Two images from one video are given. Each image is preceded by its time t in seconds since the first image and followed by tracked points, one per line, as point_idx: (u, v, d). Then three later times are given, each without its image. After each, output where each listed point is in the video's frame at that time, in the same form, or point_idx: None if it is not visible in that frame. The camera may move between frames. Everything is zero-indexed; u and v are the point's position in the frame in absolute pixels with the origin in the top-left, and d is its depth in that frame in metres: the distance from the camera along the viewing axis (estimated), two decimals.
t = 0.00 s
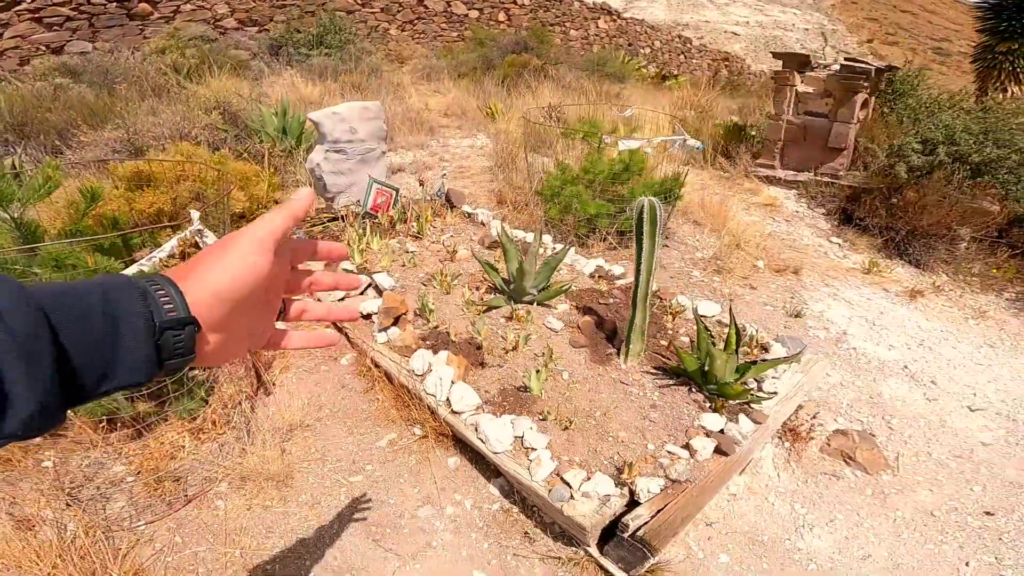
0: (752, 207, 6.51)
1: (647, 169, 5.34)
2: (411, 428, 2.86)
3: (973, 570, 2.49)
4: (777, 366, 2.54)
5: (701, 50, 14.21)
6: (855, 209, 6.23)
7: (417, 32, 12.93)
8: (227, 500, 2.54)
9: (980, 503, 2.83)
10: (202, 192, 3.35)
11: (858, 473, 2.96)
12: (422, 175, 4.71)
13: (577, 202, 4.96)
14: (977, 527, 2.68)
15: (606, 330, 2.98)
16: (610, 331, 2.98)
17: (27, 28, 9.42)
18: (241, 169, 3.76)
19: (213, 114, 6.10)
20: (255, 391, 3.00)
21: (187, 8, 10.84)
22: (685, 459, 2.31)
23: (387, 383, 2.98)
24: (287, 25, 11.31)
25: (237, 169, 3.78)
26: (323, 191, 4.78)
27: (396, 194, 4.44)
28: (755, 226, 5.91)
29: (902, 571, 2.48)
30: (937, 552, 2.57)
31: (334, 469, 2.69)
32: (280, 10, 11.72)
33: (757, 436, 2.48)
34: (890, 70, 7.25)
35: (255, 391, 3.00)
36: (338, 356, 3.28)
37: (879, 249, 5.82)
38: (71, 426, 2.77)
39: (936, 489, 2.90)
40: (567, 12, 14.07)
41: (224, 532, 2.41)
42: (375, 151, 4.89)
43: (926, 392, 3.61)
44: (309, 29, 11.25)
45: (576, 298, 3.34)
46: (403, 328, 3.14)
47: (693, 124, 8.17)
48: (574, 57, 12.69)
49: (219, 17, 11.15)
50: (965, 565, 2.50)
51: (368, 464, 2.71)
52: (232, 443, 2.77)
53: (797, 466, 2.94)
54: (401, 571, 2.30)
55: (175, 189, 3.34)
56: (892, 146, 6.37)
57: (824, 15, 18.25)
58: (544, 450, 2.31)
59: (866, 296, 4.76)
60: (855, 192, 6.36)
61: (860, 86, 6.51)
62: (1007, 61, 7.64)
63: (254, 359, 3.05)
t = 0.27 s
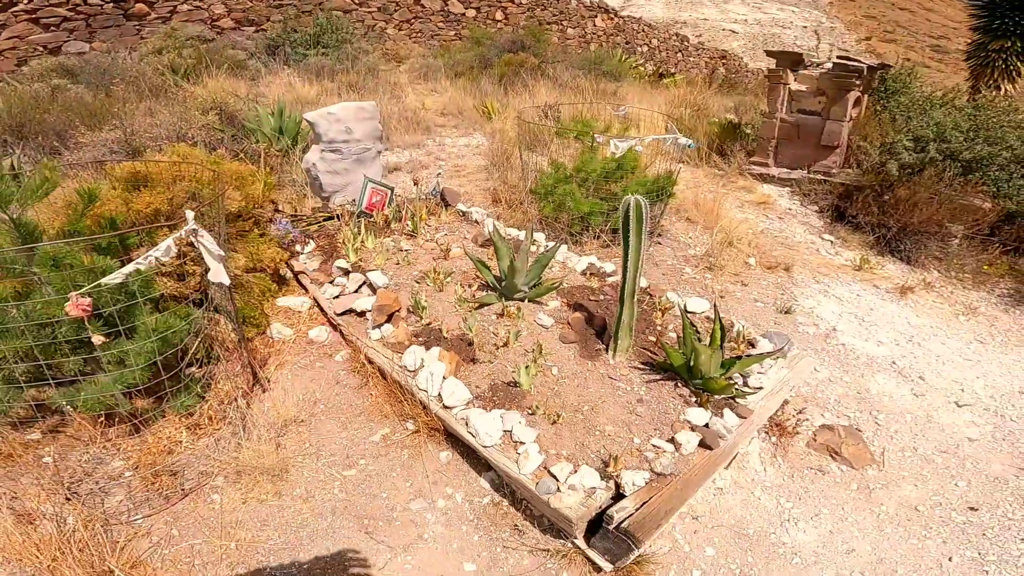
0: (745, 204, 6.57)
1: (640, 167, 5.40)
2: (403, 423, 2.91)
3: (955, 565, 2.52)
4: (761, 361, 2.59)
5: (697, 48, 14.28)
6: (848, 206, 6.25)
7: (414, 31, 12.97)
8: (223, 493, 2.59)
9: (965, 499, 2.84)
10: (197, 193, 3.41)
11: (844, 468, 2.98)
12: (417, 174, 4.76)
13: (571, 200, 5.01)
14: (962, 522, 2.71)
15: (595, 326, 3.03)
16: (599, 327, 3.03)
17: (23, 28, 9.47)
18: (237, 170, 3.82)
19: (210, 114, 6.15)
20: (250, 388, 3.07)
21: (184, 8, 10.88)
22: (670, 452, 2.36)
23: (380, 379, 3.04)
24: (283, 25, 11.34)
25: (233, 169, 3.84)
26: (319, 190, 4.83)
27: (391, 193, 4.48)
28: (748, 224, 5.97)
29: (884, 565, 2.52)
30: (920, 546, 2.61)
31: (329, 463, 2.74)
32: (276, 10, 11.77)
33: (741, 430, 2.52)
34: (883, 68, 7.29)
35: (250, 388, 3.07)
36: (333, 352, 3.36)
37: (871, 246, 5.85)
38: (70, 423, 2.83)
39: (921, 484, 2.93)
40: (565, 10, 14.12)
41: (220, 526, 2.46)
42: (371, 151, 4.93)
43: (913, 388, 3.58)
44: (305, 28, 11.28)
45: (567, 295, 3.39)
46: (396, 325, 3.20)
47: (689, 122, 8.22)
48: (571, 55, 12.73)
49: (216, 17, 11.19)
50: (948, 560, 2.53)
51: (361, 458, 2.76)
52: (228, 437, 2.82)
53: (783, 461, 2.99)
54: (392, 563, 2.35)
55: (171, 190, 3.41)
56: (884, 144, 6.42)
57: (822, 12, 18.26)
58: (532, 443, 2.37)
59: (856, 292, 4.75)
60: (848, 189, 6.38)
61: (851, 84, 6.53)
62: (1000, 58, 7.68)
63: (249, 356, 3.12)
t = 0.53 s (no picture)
0: (744, 202, 6.60)
1: (639, 165, 5.42)
2: (403, 420, 2.94)
3: (950, 561, 2.55)
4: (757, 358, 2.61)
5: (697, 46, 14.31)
6: (846, 204, 6.27)
7: (414, 29, 12.99)
8: (224, 490, 2.62)
9: (961, 495, 2.87)
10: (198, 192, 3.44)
11: (840, 464, 3.01)
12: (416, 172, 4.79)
13: (570, 199, 5.03)
14: (957, 519, 2.74)
15: (593, 323, 3.05)
16: (597, 324, 3.05)
17: (23, 29, 9.48)
18: (237, 169, 3.84)
19: (210, 114, 6.18)
20: (251, 386, 3.10)
21: (183, 8, 10.90)
22: (667, 449, 2.39)
23: (380, 376, 3.07)
24: (283, 24, 11.37)
25: (233, 168, 3.86)
26: (319, 189, 4.86)
27: (390, 191, 4.50)
28: (746, 221, 5.99)
29: (881, 561, 2.54)
30: (916, 543, 2.63)
31: (329, 460, 2.77)
32: (275, 9, 11.78)
33: (737, 426, 2.55)
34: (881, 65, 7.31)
35: (250, 386, 3.10)
36: (333, 350, 3.39)
37: (869, 243, 5.86)
38: (73, 421, 2.85)
39: (918, 480, 2.95)
40: (564, 8, 14.15)
41: (222, 522, 2.49)
42: (370, 150, 4.96)
43: (910, 384, 3.59)
44: (304, 28, 11.29)
45: (565, 292, 3.42)
46: (396, 323, 3.23)
47: (688, 120, 8.23)
48: (570, 54, 12.75)
49: (215, 17, 11.21)
50: (943, 557, 2.56)
51: (361, 455, 2.79)
52: (229, 435, 2.85)
53: (780, 457, 3.01)
54: (392, 558, 2.38)
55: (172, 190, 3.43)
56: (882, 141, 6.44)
57: (821, 10, 18.27)
58: (529, 439, 2.40)
59: (853, 289, 4.78)
60: (845, 186, 6.41)
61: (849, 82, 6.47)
62: (998, 56, 7.69)
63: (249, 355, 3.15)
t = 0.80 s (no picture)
0: (743, 200, 6.59)
1: (637, 164, 5.42)
2: (399, 419, 2.93)
3: (947, 561, 2.54)
4: (753, 356, 2.60)
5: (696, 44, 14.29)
6: (845, 202, 6.26)
7: (413, 28, 12.99)
8: (220, 489, 2.62)
9: (959, 494, 2.87)
10: (194, 191, 3.43)
11: (837, 463, 3.00)
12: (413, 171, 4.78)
13: (568, 197, 5.03)
14: (954, 518, 2.73)
15: (589, 321, 3.05)
16: (593, 322, 3.04)
17: (21, 28, 9.48)
18: (234, 168, 3.84)
19: (208, 113, 6.17)
20: (247, 386, 3.09)
21: (181, 7, 10.89)
22: (663, 448, 2.38)
23: (376, 375, 3.06)
24: (281, 23, 11.36)
25: (230, 167, 3.86)
26: (316, 188, 4.85)
27: (388, 190, 4.48)
28: (745, 219, 5.98)
29: (877, 560, 2.54)
30: (912, 542, 2.63)
31: (325, 459, 2.76)
32: (274, 8, 11.77)
33: (734, 425, 2.54)
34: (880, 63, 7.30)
35: (247, 385, 3.10)
36: (330, 349, 3.38)
37: (868, 241, 5.85)
38: (69, 420, 2.84)
39: (915, 479, 2.94)
40: (563, 7, 14.13)
41: (218, 521, 2.49)
42: (368, 149, 4.95)
43: (909, 383, 3.58)
44: (303, 27, 11.28)
45: (562, 291, 3.41)
46: (393, 321, 3.23)
47: (687, 118, 8.22)
48: (569, 52, 12.74)
49: (214, 16, 11.20)
50: (940, 556, 2.55)
51: (357, 454, 2.78)
52: (225, 434, 2.85)
53: (777, 456, 3.00)
54: (387, 557, 2.37)
55: (168, 189, 3.43)
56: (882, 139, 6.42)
57: (822, 8, 18.23)
58: (525, 438, 2.39)
59: (852, 287, 4.78)
60: (845, 184, 6.41)
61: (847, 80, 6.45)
62: (998, 54, 7.67)
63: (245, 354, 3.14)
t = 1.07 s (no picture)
0: (743, 200, 6.57)
1: (637, 164, 5.40)
2: (398, 420, 2.92)
3: (948, 563, 2.53)
4: (753, 358, 2.59)
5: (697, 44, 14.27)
6: (846, 202, 6.24)
7: (413, 28, 12.98)
8: (217, 490, 2.61)
9: (960, 496, 2.85)
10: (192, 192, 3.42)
11: (838, 465, 2.98)
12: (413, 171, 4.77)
13: (568, 197, 5.01)
14: (956, 520, 2.71)
15: (589, 322, 3.03)
16: (593, 323, 3.03)
17: (21, 28, 9.47)
18: (232, 168, 3.83)
19: (207, 113, 6.17)
20: (245, 386, 3.08)
21: (182, 7, 10.89)
22: (662, 450, 2.37)
23: (375, 376, 3.06)
24: (282, 23, 11.35)
25: (229, 168, 3.85)
26: (315, 188, 4.85)
27: (387, 190, 4.47)
28: (745, 219, 5.97)
29: (878, 563, 2.52)
30: (913, 544, 2.62)
31: (323, 460, 2.75)
32: (274, 8, 11.76)
33: (733, 427, 2.52)
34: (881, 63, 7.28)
35: (245, 386, 3.09)
36: (329, 350, 3.37)
37: (869, 241, 5.83)
38: (67, 421, 2.84)
39: (916, 481, 2.93)
40: (564, 6, 14.12)
41: (215, 522, 2.48)
42: (368, 149, 4.94)
43: (910, 384, 3.56)
44: (304, 27, 11.28)
45: (562, 292, 3.40)
46: (391, 322, 3.22)
47: (688, 118, 8.20)
48: (570, 52, 12.72)
49: (215, 16, 11.20)
50: (941, 558, 2.54)
51: (355, 456, 2.77)
52: (223, 435, 2.84)
53: (778, 458, 2.98)
54: (385, 559, 2.36)
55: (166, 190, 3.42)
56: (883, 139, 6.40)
57: (823, 8, 18.20)
58: (524, 440, 2.38)
59: (853, 287, 4.76)
60: (845, 184, 6.39)
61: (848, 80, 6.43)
62: (1000, 54, 7.65)
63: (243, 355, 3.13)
